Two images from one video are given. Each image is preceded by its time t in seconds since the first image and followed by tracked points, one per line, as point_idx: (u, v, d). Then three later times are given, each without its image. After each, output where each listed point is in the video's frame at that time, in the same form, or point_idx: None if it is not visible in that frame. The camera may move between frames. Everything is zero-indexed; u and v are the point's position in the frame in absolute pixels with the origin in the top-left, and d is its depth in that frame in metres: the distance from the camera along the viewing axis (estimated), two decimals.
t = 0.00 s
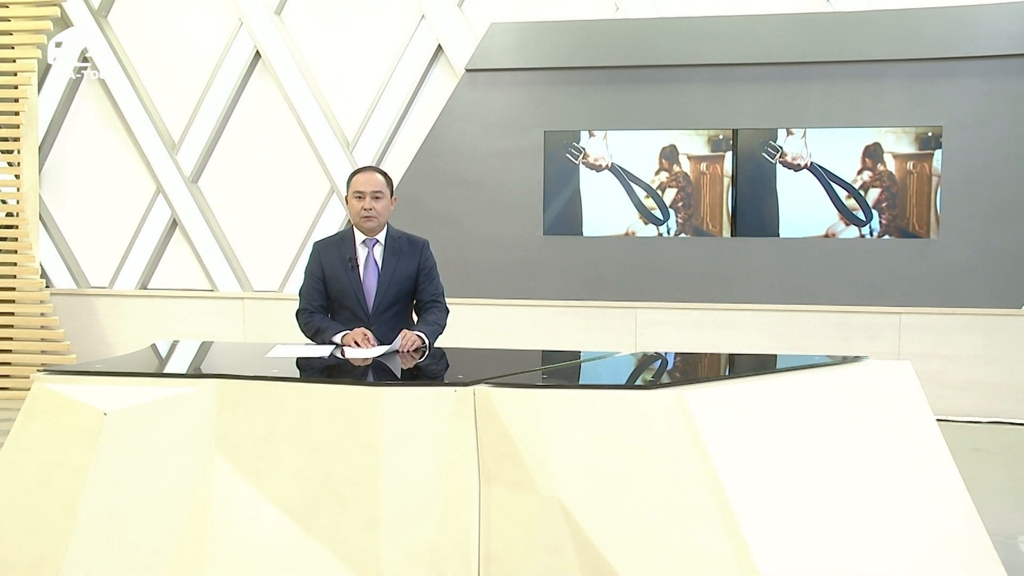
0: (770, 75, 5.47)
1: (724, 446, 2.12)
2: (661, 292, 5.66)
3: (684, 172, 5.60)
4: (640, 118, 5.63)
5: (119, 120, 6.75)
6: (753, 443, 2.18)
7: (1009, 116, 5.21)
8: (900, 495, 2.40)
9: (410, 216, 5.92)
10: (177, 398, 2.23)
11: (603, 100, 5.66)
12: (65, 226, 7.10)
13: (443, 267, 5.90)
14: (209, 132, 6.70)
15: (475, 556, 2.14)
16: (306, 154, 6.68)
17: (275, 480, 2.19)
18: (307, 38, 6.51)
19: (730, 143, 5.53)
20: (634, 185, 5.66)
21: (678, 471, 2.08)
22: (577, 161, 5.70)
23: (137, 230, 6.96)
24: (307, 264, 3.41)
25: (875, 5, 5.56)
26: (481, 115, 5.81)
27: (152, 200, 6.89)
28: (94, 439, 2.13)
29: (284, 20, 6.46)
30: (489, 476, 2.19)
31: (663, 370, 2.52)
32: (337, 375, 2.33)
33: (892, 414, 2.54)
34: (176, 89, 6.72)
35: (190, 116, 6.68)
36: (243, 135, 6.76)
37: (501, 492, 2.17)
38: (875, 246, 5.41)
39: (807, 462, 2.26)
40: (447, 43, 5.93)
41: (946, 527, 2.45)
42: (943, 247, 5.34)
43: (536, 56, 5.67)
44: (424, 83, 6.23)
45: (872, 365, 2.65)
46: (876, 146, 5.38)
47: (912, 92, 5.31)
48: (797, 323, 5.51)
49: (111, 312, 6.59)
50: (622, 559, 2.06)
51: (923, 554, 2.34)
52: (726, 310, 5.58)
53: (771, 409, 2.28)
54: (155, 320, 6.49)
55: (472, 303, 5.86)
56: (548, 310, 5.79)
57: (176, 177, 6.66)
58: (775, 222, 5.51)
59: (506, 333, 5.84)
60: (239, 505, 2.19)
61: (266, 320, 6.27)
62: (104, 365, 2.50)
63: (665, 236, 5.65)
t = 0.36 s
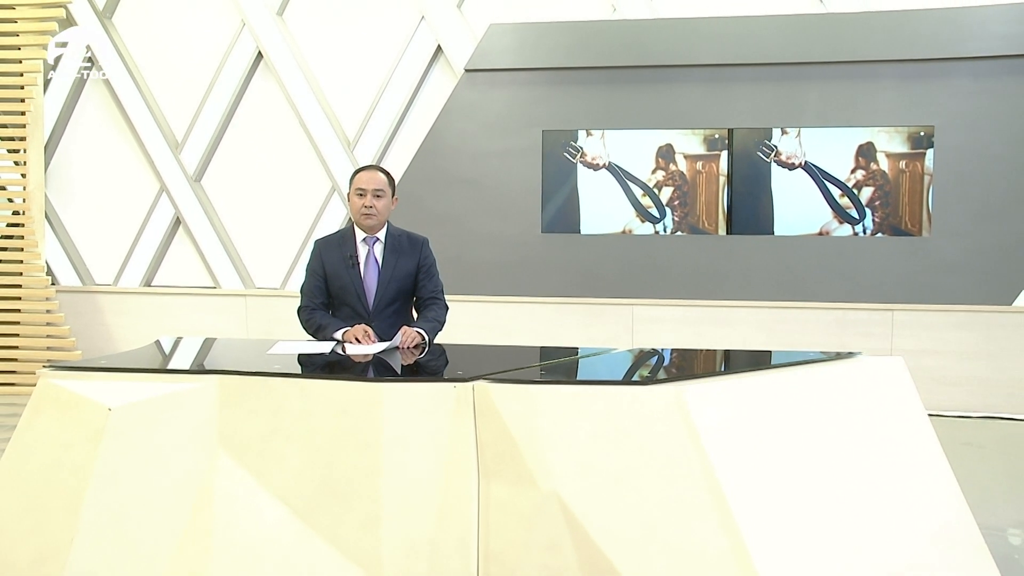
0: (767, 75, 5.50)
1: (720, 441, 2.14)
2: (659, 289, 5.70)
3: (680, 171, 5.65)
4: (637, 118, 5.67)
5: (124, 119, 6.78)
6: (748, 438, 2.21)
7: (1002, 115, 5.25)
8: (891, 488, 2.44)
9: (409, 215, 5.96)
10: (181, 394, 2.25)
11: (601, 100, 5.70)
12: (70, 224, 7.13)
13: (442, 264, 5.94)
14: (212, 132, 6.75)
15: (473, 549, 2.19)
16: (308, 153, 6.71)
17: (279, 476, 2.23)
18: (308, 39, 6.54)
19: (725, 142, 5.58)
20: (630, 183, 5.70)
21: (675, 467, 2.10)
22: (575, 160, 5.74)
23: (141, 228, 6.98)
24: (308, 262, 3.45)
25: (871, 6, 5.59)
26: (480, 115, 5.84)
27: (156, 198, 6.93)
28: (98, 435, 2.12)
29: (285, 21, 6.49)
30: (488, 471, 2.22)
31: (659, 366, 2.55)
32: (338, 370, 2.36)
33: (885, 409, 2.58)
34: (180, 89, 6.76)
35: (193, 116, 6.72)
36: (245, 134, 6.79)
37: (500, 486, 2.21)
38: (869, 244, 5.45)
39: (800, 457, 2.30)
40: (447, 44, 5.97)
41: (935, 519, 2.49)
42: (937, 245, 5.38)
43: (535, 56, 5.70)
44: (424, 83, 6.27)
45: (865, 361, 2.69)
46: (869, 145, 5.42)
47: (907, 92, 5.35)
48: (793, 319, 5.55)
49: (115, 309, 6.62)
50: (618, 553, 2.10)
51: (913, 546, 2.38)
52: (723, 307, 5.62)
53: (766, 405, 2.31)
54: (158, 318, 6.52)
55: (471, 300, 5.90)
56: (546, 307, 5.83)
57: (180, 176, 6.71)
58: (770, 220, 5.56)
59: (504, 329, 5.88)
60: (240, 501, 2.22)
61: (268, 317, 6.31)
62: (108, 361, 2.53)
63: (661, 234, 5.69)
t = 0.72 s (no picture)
0: (764, 75, 5.54)
1: (715, 435, 2.17)
2: (656, 285, 5.74)
3: (676, 169, 5.69)
4: (635, 117, 5.70)
5: (127, 118, 6.82)
6: (743, 432, 2.24)
7: (997, 114, 5.28)
8: (880, 480, 2.48)
9: (408, 212, 6.00)
10: (185, 389, 2.25)
11: (598, 100, 5.74)
12: (75, 220, 7.14)
13: (441, 261, 5.98)
14: (213, 132, 6.79)
15: (471, 541, 2.24)
16: (309, 152, 6.75)
17: (281, 467, 2.26)
18: (309, 39, 6.58)
19: (721, 141, 5.61)
20: (627, 181, 5.74)
21: (670, 461, 2.14)
22: (572, 159, 5.78)
23: (144, 225, 7.01)
24: (309, 259, 3.48)
25: (867, 6, 5.63)
26: (479, 113, 5.88)
27: (159, 197, 6.97)
28: (103, 430, 2.10)
29: (286, 21, 6.54)
30: (486, 466, 2.27)
31: (655, 361, 2.59)
32: (337, 366, 2.39)
33: (877, 405, 2.62)
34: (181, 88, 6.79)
35: (195, 114, 6.76)
36: (247, 133, 6.83)
37: (497, 480, 2.26)
38: (864, 241, 5.49)
39: (793, 451, 2.33)
40: (446, 44, 6.02)
41: (924, 510, 2.54)
42: (932, 242, 5.42)
43: (533, 56, 5.74)
44: (423, 83, 6.31)
45: (858, 357, 2.73)
46: (862, 144, 5.47)
47: (902, 91, 5.38)
48: (789, 316, 5.59)
49: (119, 305, 6.65)
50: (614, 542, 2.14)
51: (901, 538, 2.42)
52: (719, 303, 5.66)
53: (761, 400, 2.34)
54: (160, 315, 6.56)
55: (469, 296, 5.94)
56: (543, 304, 5.87)
57: (182, 174, 6.77)
58: (765, 218, 5.59)
59: (502, 326, 5.92)
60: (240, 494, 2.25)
61: (269, 313, 6.35)
62: (112, 356, 2.56)
63: (657, 232, 5.73)
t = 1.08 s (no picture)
0: (760, 74, 5.57)
1: (710, 430, 2.21)
2: (652, 282, 5.78)
3: (672, 168, 5.73)
4: (632, 116, 5.74)
5: (130, 117, 6.86)
6: (737, 428, 2.28)
7: (991, 113, 5.32)
8: (873, 474, 2.53)
9: (407, 210, 6.03)
10: (187, 385, 2.27)
11: (596, 100, 5.77)
12: (79, 219, 7.17)
13: (439, 259, 6.01)
14: (215, 132, 6.83)
15: (469, 535, 2.29)
16: (309, 151, 6.78)
17: (280, 464, 2.28)
18: (310, 39, 6.60)
19: (717, 140, 5.66)
20: (624, 179, 5.78)
21: (666, 455, 2.18)
22: (569, 158, 5.82)
23: (147, 223, 7.04)
24: (310, 257, 3.53)
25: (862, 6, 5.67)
26: (477, 112, 5.91)
27: (162, 194, 6.98)
28: (106, 425, 2.14)
29: (287, 21, 6.57)
30: (484, 461, 2.32)
31: (651, 358, 2.63)
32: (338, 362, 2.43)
33: (870, 400, 2.66)
34: (183, 88, 6.83)
35: (197, 114, 6.80)
36: (248, 132, 6.86)
37: (495, 475, 2.31)
38: (858, 239, 5.53)
39: (786, 446, 2.37)
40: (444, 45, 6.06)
41: (913, 504, 2.58)
42: (927, 240, 5.46)
43: (531, 56, 5.77)
44: (421, 84, 6.36)
45: (851, 353, 2.76)
46: (855, 143, 5.51)
47: (897, 91, 5.42)
48: (785, 313, 5.63)
49: (122, 303, 6.68)
50: (610, 536, 2.18)
51: (891, 531, 2.47)
52: (716, 300, 5.70)
53: (755, 395, 2.38)
54: (163, 312, 6.60)
55: (467, 293, 5.98)
56: (541, 301, 5.91)
57: (185, 172, 6.81)
58: (759, 216, 5.63)
59: (500, 323, 5.96)
60: (239, 490, 2.28)
61: (271, 310, 6.39)
62: (116, 352, 2.60)
63: (654, 230, 5.76)
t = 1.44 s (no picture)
0: (756, 75, 5.61)
1: (706, 424, 2.26)
2: (649, 280, 5.83)
3: (668, 167, 5.77)
4: (629, 116, 5.78)
5: (133, 116, 6.88)
6: (732, 423, 2.33)
7: (985, 113, 5.36)
8: (865, 468, 2.57)
9: (406, 208, 6.07)
10: (190, 381, 2.31)
11: (593, 100, 5.81)
12: (83, 218, 7.20)
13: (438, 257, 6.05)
14: (216, 131, 6.86)
15: (469, 529, 2.30)
16: (310, 150, 6.81)
17: (281, 460, 2.31)
18: (310, 40, 6.64)
19: (712, 139, 5.70)
20: (620, 178, 5.82)
21: (663, 449, 2.22)
22: (566, 157, 5.86)
23: (149, 222, 7.08)
24: (310, 253, 3.56)
25: (858, 7, 5.71)
26: (475, 112, 5.95)
27: (164, 193, 7.03)
28: (109, 421, 2.18)
29: (288, 22, 6.59)
30: (484, 455, 2.34)
31: (647, 354, 2.67)
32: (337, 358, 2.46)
33: (864, 397, 2.70)
34: (186, 89, 6.86)
35: (199, 115, 6.84)
36: (249, 132, 6.89)
37: (493, 469, 2.33)
38: (851, 237, 5.57)
39: (780, 440, 2.41)
40: (443, 45, 6.09)
41: (903, 498, 2.62)
42: (921, 238, 5.50)
43: (528, 56, 5.81)
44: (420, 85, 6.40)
45: (845, 350, 2.81)
46: (847, 143, 5.56)
47: (892, 91, 5.46)
48: (781, 310, 5.67)
49: (125, 299, 6.71)
50: (606, 530, 2.22)
51: (883, 523, 2.52)
52: (712, 297, 5.74)
53: (749, 391, 2.42)
54: (166, 309, 6.62)
55: (465, 291, 6.02)
56: (538, 298, 5.95)
57: (187, 172, 6.84)
58: (754, 215, 5.68)
59: (498, 320, 6.00)
60: (240, 486, 2.31)
61: (272, 307, 6.42)
62: (119, 348, 2.64)
63: (650, 228, 5.81)
